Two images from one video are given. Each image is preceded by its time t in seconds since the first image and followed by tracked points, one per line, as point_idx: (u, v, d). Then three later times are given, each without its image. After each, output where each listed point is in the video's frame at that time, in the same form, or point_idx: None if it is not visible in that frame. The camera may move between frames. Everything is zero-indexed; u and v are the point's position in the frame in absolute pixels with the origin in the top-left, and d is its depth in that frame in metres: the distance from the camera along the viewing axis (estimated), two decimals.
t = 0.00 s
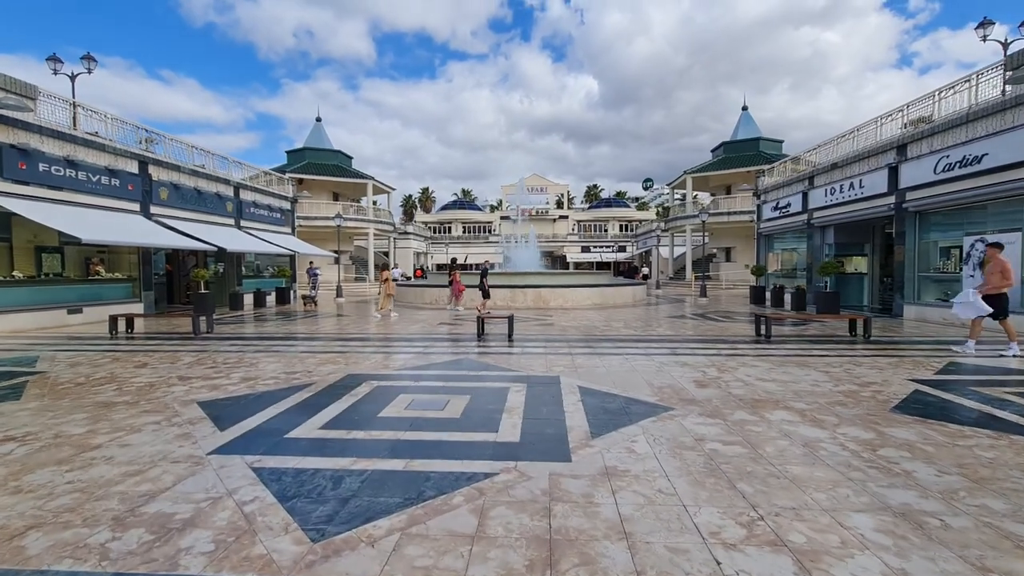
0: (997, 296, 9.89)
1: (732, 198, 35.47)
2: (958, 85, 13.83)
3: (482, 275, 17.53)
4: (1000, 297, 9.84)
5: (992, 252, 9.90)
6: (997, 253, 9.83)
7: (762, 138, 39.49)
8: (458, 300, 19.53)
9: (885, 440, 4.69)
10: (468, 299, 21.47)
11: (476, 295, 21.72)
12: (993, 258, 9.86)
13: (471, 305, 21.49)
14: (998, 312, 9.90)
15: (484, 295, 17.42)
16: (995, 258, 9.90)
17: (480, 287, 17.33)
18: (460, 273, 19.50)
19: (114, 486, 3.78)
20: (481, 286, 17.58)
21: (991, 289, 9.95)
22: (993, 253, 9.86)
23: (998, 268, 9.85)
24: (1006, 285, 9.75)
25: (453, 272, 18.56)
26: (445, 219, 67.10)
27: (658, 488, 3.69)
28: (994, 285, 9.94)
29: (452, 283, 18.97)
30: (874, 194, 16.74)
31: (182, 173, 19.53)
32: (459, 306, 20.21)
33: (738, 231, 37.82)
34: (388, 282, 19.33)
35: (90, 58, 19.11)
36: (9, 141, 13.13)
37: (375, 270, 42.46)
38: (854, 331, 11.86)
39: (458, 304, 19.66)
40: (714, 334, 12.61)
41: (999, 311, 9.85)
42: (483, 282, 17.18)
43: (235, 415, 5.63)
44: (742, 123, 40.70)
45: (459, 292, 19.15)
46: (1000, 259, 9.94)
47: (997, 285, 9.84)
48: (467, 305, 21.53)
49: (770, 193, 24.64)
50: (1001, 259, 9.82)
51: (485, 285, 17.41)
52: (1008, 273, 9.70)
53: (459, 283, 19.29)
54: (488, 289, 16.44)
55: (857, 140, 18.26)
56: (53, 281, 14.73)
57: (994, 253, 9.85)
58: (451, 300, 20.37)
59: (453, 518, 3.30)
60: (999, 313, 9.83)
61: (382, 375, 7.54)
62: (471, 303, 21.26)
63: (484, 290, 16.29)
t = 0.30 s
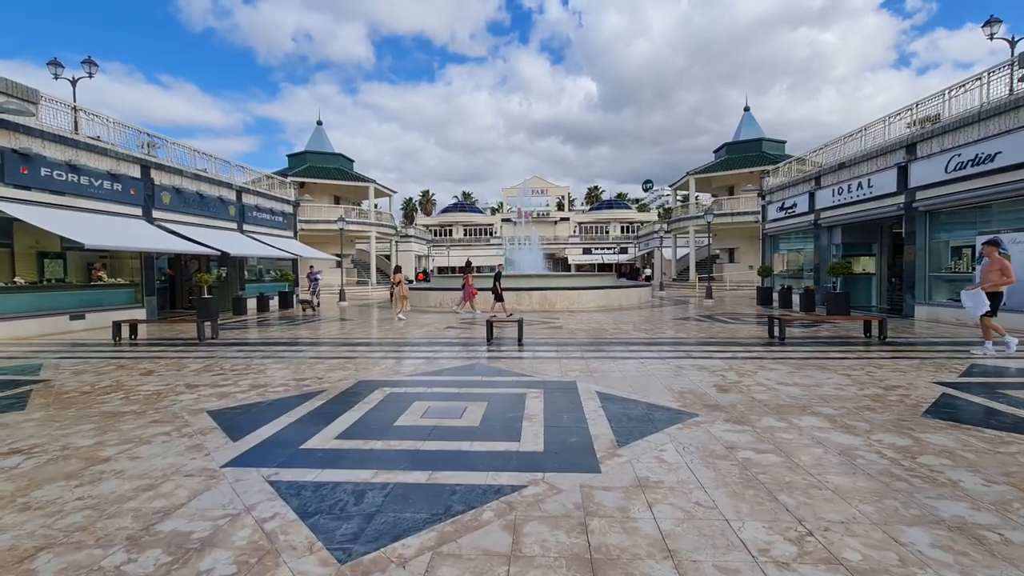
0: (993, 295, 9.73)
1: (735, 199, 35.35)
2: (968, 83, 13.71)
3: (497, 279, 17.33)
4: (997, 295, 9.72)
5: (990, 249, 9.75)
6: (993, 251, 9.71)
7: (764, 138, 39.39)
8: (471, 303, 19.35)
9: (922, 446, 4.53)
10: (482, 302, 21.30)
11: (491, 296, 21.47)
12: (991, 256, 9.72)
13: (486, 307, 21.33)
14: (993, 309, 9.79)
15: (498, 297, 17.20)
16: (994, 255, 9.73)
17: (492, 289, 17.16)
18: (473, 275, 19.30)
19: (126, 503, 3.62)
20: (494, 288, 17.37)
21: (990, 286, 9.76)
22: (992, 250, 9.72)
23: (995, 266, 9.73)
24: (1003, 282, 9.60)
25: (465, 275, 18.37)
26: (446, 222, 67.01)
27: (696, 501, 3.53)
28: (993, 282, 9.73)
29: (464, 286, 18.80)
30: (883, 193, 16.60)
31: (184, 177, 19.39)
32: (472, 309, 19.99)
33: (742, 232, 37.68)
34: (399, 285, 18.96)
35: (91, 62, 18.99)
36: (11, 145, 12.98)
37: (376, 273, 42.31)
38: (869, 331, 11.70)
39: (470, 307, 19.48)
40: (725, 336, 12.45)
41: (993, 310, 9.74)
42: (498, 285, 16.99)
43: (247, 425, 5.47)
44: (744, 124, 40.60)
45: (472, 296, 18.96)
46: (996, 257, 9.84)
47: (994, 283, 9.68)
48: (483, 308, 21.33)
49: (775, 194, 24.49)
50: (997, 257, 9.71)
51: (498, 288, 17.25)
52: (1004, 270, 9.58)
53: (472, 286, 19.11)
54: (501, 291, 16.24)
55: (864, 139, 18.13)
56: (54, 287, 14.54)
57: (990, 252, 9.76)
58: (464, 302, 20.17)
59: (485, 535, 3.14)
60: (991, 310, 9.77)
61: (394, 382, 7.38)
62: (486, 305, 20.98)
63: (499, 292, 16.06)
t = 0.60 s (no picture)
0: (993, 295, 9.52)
1: (739, 198, 35.16)
2: (980, 80, 13.55)
3: (511, 279, 17.11)
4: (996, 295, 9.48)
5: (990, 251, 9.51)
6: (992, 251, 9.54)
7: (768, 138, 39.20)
8: (482, 304, 18.99)
9: (963, 451, 4.35)
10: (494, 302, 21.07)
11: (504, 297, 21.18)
12: (990, 257, 9.51)
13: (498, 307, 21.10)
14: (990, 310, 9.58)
15: (511, 299, 17.02)
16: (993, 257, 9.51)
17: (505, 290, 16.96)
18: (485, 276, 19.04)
19: (135, 513, 3.44)
20: (508, 289, 17.17)
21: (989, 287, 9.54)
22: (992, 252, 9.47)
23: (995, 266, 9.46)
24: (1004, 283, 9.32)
25: (478, 274, 18.04)
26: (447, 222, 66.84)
27: (736, 511, 3.35)
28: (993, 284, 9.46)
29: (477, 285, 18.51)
30: (893, 192, 16.44)
31: (186, 177, 19.21)
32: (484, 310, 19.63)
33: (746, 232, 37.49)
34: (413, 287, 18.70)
35: (92, 61, 18.82)
36: (11, 144, 12.78)
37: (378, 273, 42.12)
38: (884, 331, 11.52)
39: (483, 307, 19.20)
40: (737, 336, 12.26)
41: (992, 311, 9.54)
42: (511, 285, 16.76)
43: (257, 429, 5.28)
44: (747, 123, 40.42)
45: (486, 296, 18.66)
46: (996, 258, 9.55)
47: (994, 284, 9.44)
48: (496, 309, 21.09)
49: (782, 193, 24.31)
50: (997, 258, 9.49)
51: (511, 288, 17.07)
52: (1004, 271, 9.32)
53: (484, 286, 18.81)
54: (514, 292, 16.03)
55: (873, 138, 17.96)
56: (55, 288, 14.36)
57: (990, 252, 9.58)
58: (477, 302, 19.92)
59: (518, 549, 2.95)
60: (990, 311, 9.54)
61: (405, 384, 7.18)
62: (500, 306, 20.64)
63: (514, 293, 15.81)
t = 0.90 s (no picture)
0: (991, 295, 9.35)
1: (744, 197, 34.99)
2: (993, 76, 13.38)
3: (525, 278, 16.99)
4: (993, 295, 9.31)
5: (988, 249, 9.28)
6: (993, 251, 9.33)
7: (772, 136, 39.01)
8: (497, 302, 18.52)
9: (1000, 457, 4.20)
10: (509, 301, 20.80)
11: (517, 296, 20.90)
12: (989, 256, 9.30)
13: (513, 307, 20.75)
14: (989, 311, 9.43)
15: (524, 297, 17.00)
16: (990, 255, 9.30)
17: (520, 289, 16.86)
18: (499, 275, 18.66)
19: (147, 523, 3.30)
20: (520, 288, 17.09)
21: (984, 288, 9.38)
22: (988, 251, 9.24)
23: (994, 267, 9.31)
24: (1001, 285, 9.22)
25: (492, 273, 17.59)
26: (448, 221, 66.68)
27: (777, 522, 3.20)
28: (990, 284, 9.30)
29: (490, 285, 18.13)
30: (903, 190, 16.26)
31: (189, 175, 19.06)
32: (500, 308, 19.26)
33: (750, 231, 37.34)
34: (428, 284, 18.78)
35: (95, 58, 18.66)
36: (13, 142, 12.62)
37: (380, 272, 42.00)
38: (898, 331, 11.37)
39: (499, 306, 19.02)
40: (748, 336, 12.11)
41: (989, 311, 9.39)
42: (525, 284, 16.66)
43: (267, 432, 5.14)
44: (751, 121, 40.23)
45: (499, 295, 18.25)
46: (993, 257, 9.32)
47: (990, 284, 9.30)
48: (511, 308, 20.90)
49: (788, 191, 24.13)
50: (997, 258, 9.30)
51: (524, 288, 17.00)
52: (1003, 272, 9.19)
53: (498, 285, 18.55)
54: (529, 291, 15.97)
55: (882, 136, 17.79)
56: (56, 287, 14.18)
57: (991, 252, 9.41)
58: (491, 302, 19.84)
59: (552, 564, 2.81)
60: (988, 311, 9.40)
61: (416, 386, 7.04)
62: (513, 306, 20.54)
63: (526, 291, 15.93)
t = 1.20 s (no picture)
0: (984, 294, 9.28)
1: (746, 195, 34.92)
2: (1003, 73, 13.29)
3: (539, 275, 17.00)
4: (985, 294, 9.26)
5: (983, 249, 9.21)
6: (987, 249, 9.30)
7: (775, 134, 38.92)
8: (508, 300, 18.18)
9: None
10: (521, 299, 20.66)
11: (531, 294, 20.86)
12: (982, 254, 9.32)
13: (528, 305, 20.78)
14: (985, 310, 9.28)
15: (539, 294, 17.07)
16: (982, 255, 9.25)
17: (534, 286, 16.88)
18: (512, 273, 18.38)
19: (168, 525, 3.22)
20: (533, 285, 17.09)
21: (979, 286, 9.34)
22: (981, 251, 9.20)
23: (987, 265, 9.29)
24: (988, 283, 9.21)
25: (506, 270, 17.30)
26: (449, 219, 66.56)
27: (815, 524, 3.12)
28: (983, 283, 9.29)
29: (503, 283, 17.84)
30: (910, 188, 16.18)
31: (192, 172, 18.96)
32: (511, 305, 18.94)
33: (752, 229, 37.28)
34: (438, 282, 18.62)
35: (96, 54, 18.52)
36: (16, 137, 12.51)
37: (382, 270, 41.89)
38: (910, 330, 11.29)
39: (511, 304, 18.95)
40: (757, 335, 12.04)
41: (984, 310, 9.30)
42: (538, 281, 16.71)
43: (282, 432, 5.05)
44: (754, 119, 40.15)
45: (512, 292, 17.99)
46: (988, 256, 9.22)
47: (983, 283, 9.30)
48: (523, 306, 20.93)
49: (792, 189, 24.03)
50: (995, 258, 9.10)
51: (537, 285, 17.04)
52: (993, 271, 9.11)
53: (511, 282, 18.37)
54: (542, 289, 16.00)
55: (889, 133, 17.69)
56: (60, 285, 14.06)
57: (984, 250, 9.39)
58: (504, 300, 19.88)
59: (589, 568, 2.73)
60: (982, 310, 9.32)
61: (428, 384, 6.94)
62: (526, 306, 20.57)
63: (539, 288, 16.07)
